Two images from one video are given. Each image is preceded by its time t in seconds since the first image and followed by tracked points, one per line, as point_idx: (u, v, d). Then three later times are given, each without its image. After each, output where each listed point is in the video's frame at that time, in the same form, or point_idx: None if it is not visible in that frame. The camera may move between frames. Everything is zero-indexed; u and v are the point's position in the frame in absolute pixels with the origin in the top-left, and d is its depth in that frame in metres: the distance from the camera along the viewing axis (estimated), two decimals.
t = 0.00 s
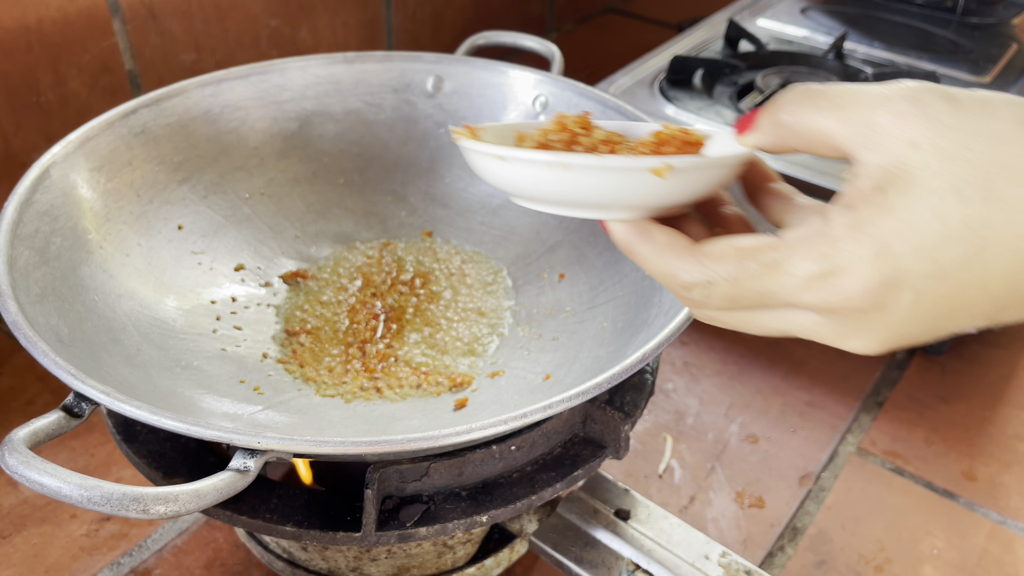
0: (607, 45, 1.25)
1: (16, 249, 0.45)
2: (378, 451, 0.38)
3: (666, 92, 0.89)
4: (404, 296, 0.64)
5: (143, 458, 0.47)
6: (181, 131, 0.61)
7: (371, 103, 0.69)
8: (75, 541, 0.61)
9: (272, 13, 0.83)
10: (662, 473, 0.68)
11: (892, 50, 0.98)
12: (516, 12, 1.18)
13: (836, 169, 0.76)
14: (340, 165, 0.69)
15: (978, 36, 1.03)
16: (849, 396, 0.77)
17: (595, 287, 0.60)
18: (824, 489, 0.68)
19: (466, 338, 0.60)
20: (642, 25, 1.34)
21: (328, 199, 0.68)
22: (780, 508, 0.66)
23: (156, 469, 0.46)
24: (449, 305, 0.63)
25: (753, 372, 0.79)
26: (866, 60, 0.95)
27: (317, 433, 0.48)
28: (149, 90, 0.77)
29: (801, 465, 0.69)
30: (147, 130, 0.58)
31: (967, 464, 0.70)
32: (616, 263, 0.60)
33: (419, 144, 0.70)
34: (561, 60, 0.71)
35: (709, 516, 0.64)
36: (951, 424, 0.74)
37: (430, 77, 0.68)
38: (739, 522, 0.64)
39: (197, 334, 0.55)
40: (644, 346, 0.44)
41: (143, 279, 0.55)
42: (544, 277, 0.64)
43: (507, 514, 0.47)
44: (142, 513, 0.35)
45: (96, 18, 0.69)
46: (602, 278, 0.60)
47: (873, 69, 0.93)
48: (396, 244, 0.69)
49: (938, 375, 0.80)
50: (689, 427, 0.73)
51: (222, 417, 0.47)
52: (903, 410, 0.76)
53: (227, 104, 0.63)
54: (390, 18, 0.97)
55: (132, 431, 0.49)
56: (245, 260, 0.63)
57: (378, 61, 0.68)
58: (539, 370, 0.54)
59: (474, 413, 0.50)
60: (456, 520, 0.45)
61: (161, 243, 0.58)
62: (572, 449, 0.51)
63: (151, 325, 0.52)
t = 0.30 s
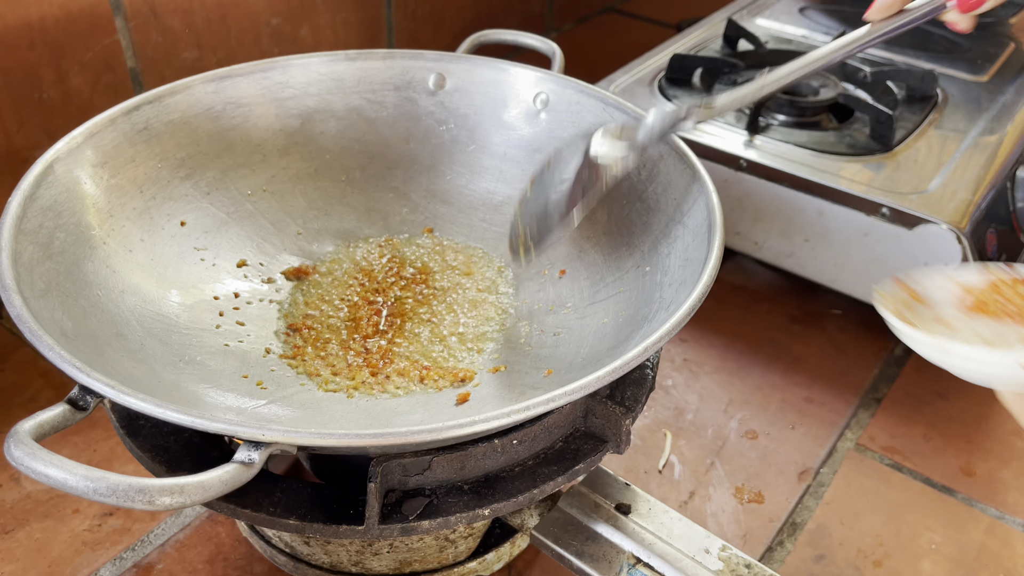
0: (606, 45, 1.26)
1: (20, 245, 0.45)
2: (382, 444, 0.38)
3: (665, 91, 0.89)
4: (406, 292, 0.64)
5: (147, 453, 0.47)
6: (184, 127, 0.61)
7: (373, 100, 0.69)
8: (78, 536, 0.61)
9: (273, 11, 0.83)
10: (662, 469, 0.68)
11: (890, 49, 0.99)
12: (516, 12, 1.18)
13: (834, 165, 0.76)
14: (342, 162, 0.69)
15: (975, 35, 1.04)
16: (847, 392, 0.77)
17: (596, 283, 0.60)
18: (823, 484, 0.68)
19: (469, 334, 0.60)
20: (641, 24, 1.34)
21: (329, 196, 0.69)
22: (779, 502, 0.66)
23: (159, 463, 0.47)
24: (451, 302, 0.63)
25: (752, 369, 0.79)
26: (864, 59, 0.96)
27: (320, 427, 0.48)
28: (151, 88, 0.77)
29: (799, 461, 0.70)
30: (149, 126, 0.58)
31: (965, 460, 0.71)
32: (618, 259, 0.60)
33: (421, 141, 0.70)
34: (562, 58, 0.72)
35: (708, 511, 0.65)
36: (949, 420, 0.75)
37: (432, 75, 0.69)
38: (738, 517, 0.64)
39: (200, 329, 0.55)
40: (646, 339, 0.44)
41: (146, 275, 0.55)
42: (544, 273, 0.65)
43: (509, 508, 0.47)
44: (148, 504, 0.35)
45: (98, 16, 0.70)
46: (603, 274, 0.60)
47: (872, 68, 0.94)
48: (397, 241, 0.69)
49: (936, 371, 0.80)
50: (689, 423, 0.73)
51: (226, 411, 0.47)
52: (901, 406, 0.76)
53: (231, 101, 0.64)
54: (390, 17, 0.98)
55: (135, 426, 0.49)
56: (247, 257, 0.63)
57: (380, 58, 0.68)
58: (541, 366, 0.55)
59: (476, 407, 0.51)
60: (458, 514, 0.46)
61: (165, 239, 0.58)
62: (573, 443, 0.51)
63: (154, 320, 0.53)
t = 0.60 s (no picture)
0: (605, 44, 1.26)
1: (23, 238, 0.45)
2: (385, 436, 0.38)
3: (665, 89, 0.89)
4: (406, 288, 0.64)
5: (150, 446, 0.47)
6: (185, 123, 0.61)
7: (374, 97, 0.69)
8: (80, 530, 0.62)
9: (274, 9, 0.84)
10: (663, 464, 0.69)
11: (889, 48, 0.99)
12: (516, 11, 1.19)
13: (833, 162, 0.77)
14: (343, 159, 0.69)
15: (973, 34, 1.04)
16: (847, 388, 0.78)
17: (595, 277, 0.61)
18: (822, 480, 0.68)
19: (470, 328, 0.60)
20: (640, 23, 1.35)
21: (330, 192, 0.69)
22: (778, 498, 0.66)
23: (162, 457, 0.47)
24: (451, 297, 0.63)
25: (751, 365, 0.80)
26: (863, 57, 0.96)
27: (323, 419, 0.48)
28: (152, 85, 0.77)
29: (799, 456, 0.70)
30: (151, 122, 0.59)
31: (964, 455, 0.71)
32: (618, 254, 0.60)
33: (421, 138, 0.71)
34: (562, 55, 0.72)
35: (708, 506, 0.65)
36: (948, 416, 0.75)
37: (433, 71, 0.69)
38: (738, 512, 0.65)
39: (202, 324, 0.55)
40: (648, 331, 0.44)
41: (149, 270, 0.55)
42: (543, 269, 0.65)
43: (511, 501, 0.48)
44: (152, 495, 0.35)
45: (100, 13, 0.70)
46: (603, 269, 0.61)
47: (870, 66, 0.94)
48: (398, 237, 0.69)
49: (935, 368, 0.80)
50: (688, 419, 0.73)
51: (229, 404, 0.48)
52: (900, 402, 0.77)
53: (233, 98, 0.64)
54: (390, 15, 0.98)
55: (138, 420, 0.49)
56: (249, 252, 0.63)
57: (381, 55, 0.68)
58: (542, 360, 0.55)
59: (478, 402, 0.51)
60: (461, 507, 0.46)
61: (166, 234, 0.59)
62: (575, 438, 0.51)
63: (157, 315, 0.53)
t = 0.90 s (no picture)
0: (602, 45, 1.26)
1: (18, 241, 0.45)
2: (379, 439, 0.38)
3: (661, 90, 0.89)
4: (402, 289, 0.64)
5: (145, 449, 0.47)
6: (181, 126, 0.61)
7: (370, 98, 0.69)
8: (76, 532, 0.62)
9: (270, 10, 0.84)
10: (659, 466, 0.69)
11: (885, 49, 0.99)
12: (513, 12, 1.19)
13: (830, 164, 0.77)
14: (339, 161, 0.70)
15: (970, 36, 1.05)
16: (843, 390, 0.78)
17: (591, 280, 0.61)
18: (818, 481, 0.68)
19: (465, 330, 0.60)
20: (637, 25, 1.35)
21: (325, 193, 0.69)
22: (774, 500, 0.66)
23: (158, 460, 0.47)
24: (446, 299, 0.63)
25: (747, 367, 0.80)
26: (859, 59, 0.97)
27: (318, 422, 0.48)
28: (148, 86, 0.77)
29: (795, 458, 0.70)
30: (146, 125, 0.59)
31: (960, 457, 0.71)
32: (614, 257, 0.61)
33: (417, 140, 0.71)
34: (559, 57, 0.72)
35: (705, 508, 0.65)
36: (943, 418, 0.75)
37: (429, 73, 0.69)
38: (734, 514, 0.65)
39: (197, 326, 0.56)
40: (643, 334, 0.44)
41: (144, 272, 0.55)
42: (538, 271, 0.65)
43: (506, 504, 0.48)
44: (146, 499, 0.35)
45: (96, 14, 0.70)
46: (599, 271, 0.61)
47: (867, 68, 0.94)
48: (394, 239, 0.69)
49: (931, 369, 0.81)
50: (685, 421, 0.73)
51: (223, 406, 0.48)
52: (896, 404, 0.77)
53: (229, 100, 0.64)
54: (388, 17, 0.98)
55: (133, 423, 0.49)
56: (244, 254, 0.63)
57: (377, 57, 0.68)
58: (537, 362, 0.55)
59: (474, 404, 0.51)
60: (456, 510, 0.46)
61: (162, 237, 0.59)
62: (570, 440, 0.51)
63: (152, 317, 0.53)
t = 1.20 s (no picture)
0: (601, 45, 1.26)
1: (14, 239, 0.45)
2: (378, 439, 0.37)
3: (660, 90, 0.89)
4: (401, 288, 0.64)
5: (142, 449, 0.47)
6: (179, 124, 0.61)
7: (369, 98, 0.69)
8: (73, 533, 0.61)
9: (269, 10, 0.83)
10: (658, 466, 0.68)
11: (884, 49, 0.99)
12: (512, 13, 1.19)
13: (829, 164, 0.77)
14: (337, 160, 0.69)
15: (969, 36, 1.05)
16: (842, 390, 0.78)
17: (591, 279, 0.61)
18: (817, 482, 0.68)
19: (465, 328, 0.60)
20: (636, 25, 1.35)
21: (324, 192, 0.69)
22: (774, 500, 0.66)
23: (155, 460, 0.46)
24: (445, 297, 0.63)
25: (747, 367, 0.80)
26: (858, 58, 0.96)
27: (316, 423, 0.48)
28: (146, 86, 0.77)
29: (795, 458, 0.70)
30: (144, 124, 0.58)
31: (960, 458, 0.71)
32: (614, 256, 0.60)
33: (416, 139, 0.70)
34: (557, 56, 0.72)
35: (704, 508, 0.65)
36: (943, 418, 0.75)
37: (428, 72, 0.69)
38: (733, 514, 0.64)
39: (195, 326, 0.55)
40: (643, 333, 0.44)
41: (141, 271, 0.55)
42: (538, 271, 0.65)
43: (505, 504, 0.47)
44: (142, 499, 0.35)
45: (93, 14, 0.70)
46: (598, 271, 0.61)
47: (866, 67, 0.94)
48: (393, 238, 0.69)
49: (930, 370, 0.80)
50: (684, 421, 0.73)
51: (220, 406, 0.47)
52: (896, 404, 0.77)
53: (227, 99, 0.64)
54: (386, 16, 0.98)
55: (130, 422, 0.49)
56: (243, 254, 0.63)
57: (376, 56, 0.68)
58: (535, 362, 0.55)
59: (473, 404, 0.51)
60: (454, 510, 0.46)
61: (159, 236, 0.59)
62: (569, 440, 0.51)
63: (150, 316, 0.53)
